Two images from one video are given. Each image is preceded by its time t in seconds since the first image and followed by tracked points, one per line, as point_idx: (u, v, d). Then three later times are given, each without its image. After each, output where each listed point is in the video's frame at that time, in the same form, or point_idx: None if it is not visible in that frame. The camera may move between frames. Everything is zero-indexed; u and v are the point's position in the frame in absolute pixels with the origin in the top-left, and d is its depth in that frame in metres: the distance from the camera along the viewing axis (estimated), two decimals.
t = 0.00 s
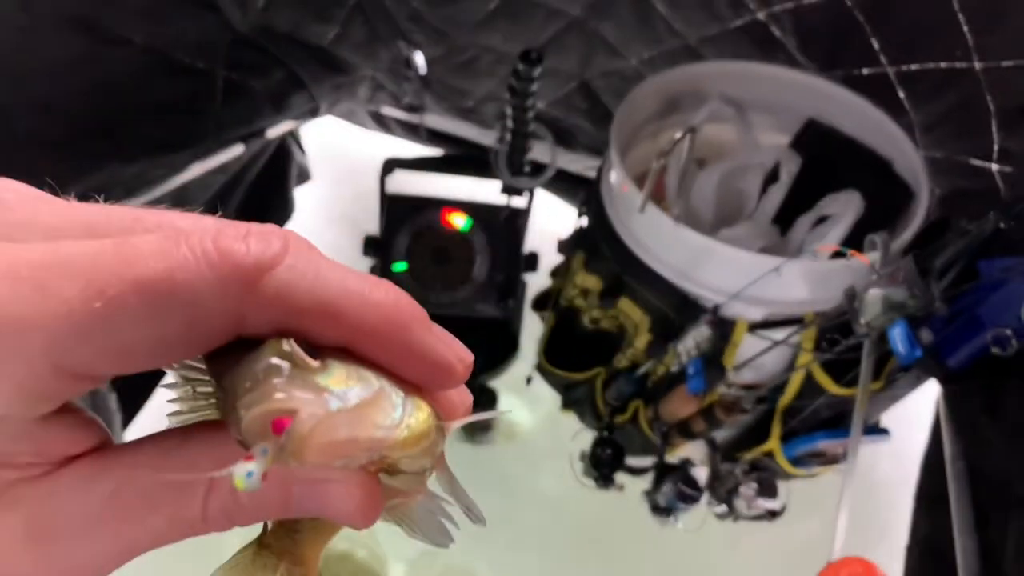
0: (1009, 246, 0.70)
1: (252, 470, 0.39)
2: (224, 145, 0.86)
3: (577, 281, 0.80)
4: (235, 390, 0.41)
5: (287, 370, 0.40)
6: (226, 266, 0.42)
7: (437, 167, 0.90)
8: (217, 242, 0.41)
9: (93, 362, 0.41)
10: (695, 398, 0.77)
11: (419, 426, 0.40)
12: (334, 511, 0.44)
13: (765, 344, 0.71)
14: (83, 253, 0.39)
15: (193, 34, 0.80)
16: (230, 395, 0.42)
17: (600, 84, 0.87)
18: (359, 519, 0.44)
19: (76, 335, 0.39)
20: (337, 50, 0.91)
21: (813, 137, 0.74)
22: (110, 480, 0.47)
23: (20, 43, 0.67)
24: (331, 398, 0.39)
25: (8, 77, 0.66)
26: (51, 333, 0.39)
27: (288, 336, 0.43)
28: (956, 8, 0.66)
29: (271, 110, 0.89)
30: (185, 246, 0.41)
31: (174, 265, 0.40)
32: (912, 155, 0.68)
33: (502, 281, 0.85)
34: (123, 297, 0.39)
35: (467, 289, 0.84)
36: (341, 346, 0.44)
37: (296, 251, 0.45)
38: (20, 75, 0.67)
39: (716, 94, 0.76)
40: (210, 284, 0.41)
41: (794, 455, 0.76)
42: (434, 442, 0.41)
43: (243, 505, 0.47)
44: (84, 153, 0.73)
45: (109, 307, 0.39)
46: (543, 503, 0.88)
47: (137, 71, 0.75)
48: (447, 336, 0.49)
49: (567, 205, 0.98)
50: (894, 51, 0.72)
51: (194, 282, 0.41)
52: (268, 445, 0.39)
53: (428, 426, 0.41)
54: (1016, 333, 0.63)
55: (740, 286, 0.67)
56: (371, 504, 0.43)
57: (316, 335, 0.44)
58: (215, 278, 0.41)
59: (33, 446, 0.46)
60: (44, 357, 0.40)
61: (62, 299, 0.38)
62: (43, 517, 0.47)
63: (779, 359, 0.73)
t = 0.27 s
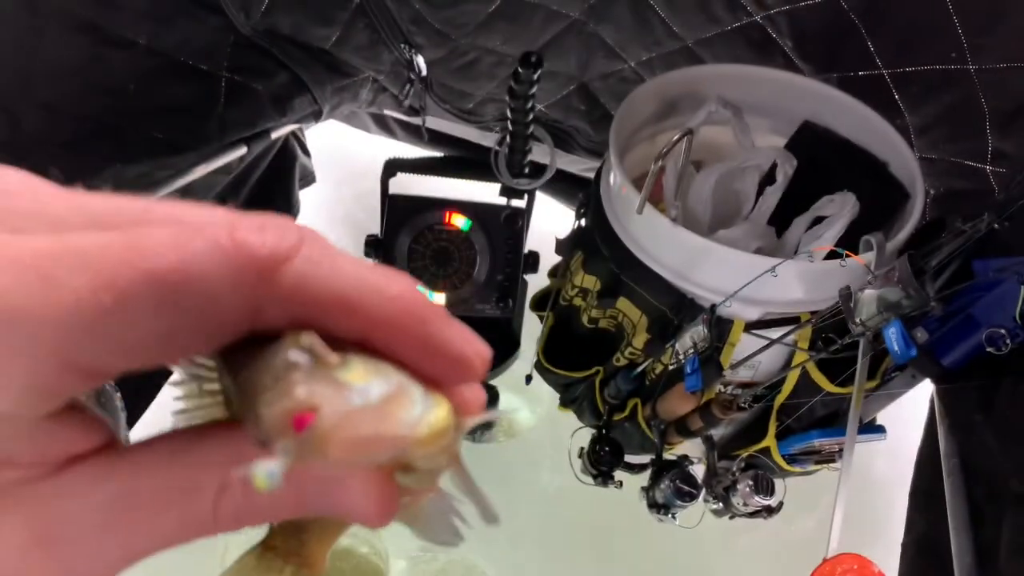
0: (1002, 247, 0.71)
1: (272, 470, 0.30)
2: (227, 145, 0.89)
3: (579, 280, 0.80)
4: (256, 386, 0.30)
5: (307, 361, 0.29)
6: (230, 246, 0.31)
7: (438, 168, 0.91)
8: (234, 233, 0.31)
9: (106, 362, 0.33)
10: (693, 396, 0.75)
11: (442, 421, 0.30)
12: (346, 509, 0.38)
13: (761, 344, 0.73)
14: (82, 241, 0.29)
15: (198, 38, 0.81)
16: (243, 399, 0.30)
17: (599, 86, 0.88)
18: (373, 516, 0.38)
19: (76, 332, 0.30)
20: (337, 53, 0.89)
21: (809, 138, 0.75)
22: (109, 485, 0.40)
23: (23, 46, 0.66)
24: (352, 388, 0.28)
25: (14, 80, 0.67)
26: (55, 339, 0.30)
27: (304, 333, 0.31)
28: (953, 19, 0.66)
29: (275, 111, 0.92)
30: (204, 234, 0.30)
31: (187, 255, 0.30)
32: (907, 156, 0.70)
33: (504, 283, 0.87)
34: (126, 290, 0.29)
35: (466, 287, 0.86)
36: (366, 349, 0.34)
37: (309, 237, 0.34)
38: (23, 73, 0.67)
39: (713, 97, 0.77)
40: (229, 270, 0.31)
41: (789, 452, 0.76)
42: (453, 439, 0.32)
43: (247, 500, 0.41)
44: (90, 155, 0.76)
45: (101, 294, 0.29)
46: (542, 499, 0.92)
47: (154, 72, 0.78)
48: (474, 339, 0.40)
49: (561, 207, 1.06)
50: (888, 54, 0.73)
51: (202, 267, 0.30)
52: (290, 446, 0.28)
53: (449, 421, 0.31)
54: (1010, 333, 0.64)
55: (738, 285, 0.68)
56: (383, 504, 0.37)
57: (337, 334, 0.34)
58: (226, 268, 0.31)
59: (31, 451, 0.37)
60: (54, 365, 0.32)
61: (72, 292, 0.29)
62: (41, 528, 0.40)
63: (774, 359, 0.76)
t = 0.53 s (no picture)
0: (1004, 246, 0.70)
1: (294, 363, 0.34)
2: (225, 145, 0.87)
3: (578, 280, 0.80)
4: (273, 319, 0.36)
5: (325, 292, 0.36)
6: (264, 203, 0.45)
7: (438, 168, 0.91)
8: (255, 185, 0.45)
9: (126, 287, 0.42)
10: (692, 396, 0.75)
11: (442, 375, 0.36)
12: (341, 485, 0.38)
13: (763, 343, 0.72)
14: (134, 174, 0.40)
15: (198, 38, 0.81)
16: (251, 320, 0.37)
17: (599, 85, 0.88)
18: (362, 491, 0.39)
19: (128, 265, 0.41)
20: (336, 52, 0.90)
21: (811, 138, 0.75)
22: (99, 443, 0.42)
23: (21, 49, 0.69)
24: (370, 315, 0.35)
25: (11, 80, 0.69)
26: (84, 258, 0.40)
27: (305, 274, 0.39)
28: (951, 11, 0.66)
29: (274, 110, 0.91)
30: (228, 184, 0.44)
31: (214, 198, 0.43)
32: (908, 155, 0.70)
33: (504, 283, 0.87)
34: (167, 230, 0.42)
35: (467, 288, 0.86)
36: (355, 287, 0.43)
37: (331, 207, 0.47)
38: (22, 76, 0.70)
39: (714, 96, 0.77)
40: (250, 218, 0.44)
41: (791, 454, 0.76)
42: (452, 400, 0.37)
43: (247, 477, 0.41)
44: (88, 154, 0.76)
45: (143, 217, 0.40)
46: (541, 498, 0.91)
47: (154, 71, 0.79)
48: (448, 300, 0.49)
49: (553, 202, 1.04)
50: (890, 52, 0.72)
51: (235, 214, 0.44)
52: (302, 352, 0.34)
53: (447, 380, 0.36)
54: (1012, 333, 0.64)
55: (738, 285, 0.67)
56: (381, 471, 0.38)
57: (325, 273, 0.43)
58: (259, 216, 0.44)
59: (31, 381, 0.42)
60: (75, 280, 0.40)
61: (108, 211, 0.39)
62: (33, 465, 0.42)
63: (775, 358, 0.75)
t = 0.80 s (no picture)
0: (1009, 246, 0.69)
1: (339, 317, 0.34)
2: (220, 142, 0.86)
3: (579, 280, 0.79)
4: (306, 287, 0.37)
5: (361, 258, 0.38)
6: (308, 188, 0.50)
7: (437, 166, 0.91)
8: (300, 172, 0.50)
9: (166, 259, 0.46)
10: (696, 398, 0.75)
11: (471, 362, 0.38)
12: (359, 477, 0.39)
13: (766, 344, 0.71)
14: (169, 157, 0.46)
15: (198, 35, 0.80)
16: (279, 301, 0.38)
17: (600, 83, 0.86)
18: (383, 492, 0.39)
19: (170, 239, 0.46)
20: (335, 49, 0.89)
21: (814, 136, 0.73)
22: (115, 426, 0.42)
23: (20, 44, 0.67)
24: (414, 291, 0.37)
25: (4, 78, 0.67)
26: (125, 219, 0.44)
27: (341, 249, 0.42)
28: (956, 4, 0.66)
29: (271, 108, 0.90)
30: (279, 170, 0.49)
31: (257, 176, 0.48)
32: (913, 154, 0.68)
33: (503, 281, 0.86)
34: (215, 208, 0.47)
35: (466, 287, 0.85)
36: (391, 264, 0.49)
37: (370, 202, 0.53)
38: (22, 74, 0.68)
39: (717, 94, 0.76)
40: (295, 197, 0.49)
41: (795, 455, 0.76)
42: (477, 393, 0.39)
43: (263, 474, 0.41)
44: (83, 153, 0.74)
45: (187, 191, 0.46)
46: (543, 501, 0.89)
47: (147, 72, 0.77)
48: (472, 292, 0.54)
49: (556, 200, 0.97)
50: (893, 49, 0.71)
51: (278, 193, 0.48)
52: (344, 314, 0.35)
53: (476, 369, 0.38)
54: (1017, 334, 0.63)
55: (740, 285, 0.66)
56: (403, 471, 0.40)
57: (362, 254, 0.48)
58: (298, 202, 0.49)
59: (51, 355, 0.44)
60: (116, 246, 0.44)
61: (146, 176, 0.45)
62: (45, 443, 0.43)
63: (778, 360, 0.73)
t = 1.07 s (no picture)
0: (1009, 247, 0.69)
1: (395, 299, 0.34)
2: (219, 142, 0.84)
3: (579, 280, 0.79)
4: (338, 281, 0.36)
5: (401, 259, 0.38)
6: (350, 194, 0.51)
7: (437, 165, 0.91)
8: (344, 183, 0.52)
9: (205, 250, 0.47)
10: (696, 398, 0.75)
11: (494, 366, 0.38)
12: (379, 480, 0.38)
13: (766, 344, 0.71)
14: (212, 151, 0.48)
15: (194, 35, 0.80)
16: (321, 289, 0.37)
17: (599, 84, 0.86)
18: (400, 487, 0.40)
19: (212, 233, 0.47)
20: (335, 50, 0.89)
21: (814, 135, 0.73)
22: (137, 418, 0.41)
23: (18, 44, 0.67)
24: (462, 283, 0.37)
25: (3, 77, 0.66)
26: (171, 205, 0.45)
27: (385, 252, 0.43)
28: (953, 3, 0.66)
29: (270, 107, 0.89)
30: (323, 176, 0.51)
31: (300, 177, 0.50)
32: (914, 154, 0.68)
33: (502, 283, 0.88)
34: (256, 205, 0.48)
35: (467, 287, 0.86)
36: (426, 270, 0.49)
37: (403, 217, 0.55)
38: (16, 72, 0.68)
39: (718, 94, 0.76)
40: (335, 199, 0.50)
41: (795, 455, 0.75)
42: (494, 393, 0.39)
43: (281, 481, 0.40)
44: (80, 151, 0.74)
45: (232, 183, 0.47)
46: (543, 501, 0.89)
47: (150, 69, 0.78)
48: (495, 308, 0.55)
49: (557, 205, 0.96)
50: (893, 50, 0.71)
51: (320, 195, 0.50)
52: (399, 297, 0.34)
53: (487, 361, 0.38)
54: (1018, 334, 0.62)
55: (741, 285, 0.66)
56: (423, 479, 0.41)
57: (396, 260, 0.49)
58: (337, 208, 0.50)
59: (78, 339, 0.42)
60: (160, 232, 0.45)
61: (193, 166, 0.46)
62: (70, 434, 0.41)
63: (779, 360, 0.73)
